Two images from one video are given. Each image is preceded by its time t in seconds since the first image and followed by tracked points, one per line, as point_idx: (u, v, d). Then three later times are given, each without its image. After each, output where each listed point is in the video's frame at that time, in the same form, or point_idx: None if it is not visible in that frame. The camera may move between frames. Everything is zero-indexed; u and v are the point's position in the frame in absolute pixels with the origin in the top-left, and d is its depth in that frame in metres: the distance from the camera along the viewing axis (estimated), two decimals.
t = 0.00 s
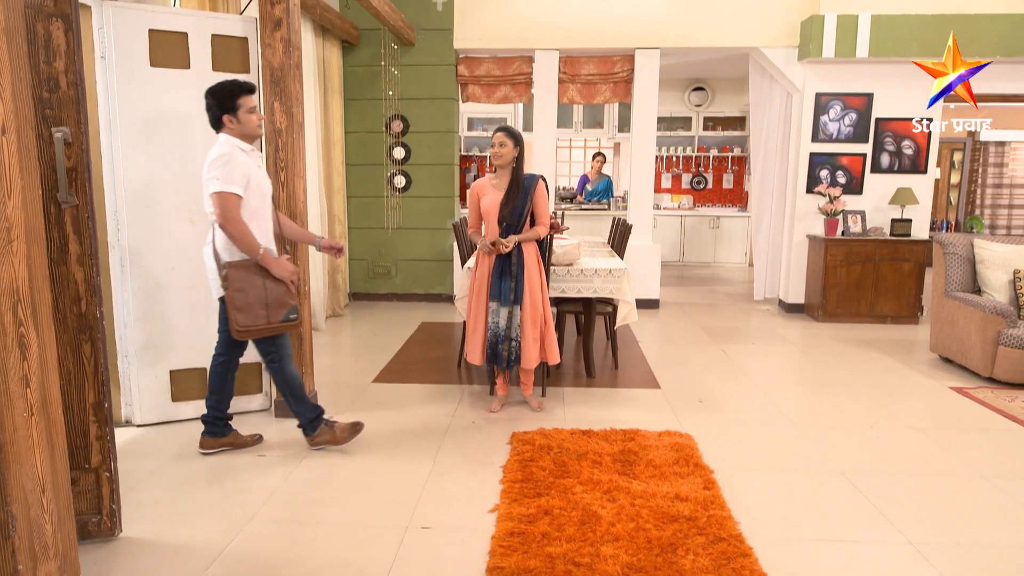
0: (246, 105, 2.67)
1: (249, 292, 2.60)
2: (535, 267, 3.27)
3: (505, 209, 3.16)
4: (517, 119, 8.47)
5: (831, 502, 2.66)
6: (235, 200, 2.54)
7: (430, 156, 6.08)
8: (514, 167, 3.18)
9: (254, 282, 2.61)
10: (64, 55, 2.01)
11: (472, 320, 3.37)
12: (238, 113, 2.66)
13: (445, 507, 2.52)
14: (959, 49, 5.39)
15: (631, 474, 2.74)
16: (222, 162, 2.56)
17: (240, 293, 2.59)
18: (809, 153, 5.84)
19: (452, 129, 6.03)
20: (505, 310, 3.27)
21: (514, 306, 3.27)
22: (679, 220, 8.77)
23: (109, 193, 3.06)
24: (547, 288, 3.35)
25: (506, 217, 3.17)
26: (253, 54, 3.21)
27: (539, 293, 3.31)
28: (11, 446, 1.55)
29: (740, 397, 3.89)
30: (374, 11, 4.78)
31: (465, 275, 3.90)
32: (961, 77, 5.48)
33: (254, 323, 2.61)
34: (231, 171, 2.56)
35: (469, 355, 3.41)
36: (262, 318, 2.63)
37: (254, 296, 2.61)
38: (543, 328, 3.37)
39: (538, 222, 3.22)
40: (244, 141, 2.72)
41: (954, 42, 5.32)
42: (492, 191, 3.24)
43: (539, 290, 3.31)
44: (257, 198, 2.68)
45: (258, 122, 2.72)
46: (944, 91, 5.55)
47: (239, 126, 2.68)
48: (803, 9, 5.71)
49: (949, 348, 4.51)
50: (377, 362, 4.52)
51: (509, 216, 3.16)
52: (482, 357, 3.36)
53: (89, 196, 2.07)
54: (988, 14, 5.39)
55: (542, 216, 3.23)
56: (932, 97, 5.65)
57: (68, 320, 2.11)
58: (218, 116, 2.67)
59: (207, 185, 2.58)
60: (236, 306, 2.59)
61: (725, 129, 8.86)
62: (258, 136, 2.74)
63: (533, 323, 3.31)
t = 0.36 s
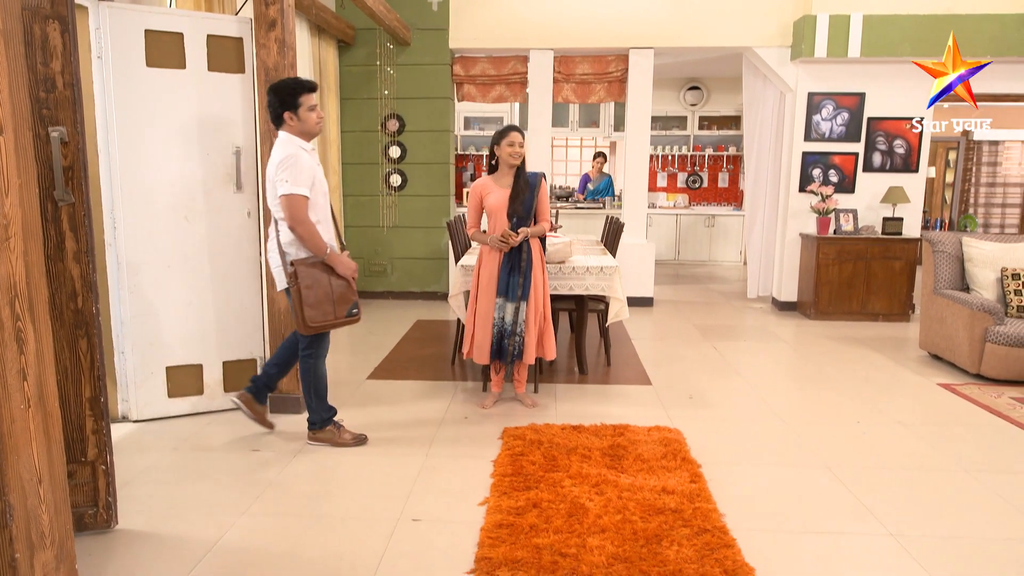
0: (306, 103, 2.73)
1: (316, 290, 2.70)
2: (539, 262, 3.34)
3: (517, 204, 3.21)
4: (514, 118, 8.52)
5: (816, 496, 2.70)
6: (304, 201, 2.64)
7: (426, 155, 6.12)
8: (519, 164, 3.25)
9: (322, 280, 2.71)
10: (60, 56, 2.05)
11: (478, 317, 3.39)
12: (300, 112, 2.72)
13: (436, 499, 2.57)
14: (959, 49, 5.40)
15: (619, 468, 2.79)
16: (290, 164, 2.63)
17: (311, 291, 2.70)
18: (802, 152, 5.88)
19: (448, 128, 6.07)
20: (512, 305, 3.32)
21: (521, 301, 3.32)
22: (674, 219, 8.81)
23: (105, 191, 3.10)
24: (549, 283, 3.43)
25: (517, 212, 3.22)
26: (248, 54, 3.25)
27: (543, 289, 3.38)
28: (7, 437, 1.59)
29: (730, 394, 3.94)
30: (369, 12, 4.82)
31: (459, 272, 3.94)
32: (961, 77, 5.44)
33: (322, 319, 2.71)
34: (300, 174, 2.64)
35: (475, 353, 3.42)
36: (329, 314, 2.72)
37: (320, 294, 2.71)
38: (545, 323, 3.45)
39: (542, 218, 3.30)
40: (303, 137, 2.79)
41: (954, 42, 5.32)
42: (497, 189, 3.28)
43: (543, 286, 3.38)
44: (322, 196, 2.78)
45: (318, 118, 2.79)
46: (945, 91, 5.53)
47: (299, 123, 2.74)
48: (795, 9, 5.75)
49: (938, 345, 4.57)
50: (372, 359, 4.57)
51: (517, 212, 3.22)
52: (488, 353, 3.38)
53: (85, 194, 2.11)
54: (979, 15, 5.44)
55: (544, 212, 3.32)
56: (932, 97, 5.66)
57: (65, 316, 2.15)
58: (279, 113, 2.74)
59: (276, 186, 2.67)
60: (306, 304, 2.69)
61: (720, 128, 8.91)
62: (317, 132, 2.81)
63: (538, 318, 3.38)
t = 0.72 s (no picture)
0: (338, 105, 2.83)
1: (330, 288, 2.81)
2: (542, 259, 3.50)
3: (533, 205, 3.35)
4: (506, 118, 8.56)
5: (796, 489, 2.76)
6: (321, 200, 2.70)
7: (417, 154, 6.15)
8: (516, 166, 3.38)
9: (336, 280, 2.81)
10: (51, 57, 2.08)
11: (497, 321, 3.42)
12: (331, 114, 2.82)
13: (423, 494, 2.61)
14: (959, 49, 5.20)
15: (604, 463, 2.84)
16: (313, 163, 2.70)
17: (324, 290, 2.80)
18: (790, 151, 5.95)
19: (439, 127, 6.12)
20: (531, 304, 3.43)
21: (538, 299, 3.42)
22: (666, 218, 8.87)
23: (96, 190, 3.13)
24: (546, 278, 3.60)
25: (533, 212, 3.35)
26: (239, 55, 3.29)
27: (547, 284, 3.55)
28: None
29: (717, 391, 3.99)
30: (360, 12, 4.85)
31: (450, 271, 3.98)
32: (961, 78, 5.18)
33: (331, 318, 2.82)
34: (322, 173, 2.71)
35: (497, 357, 3.45)
36: (338, 314, 2.83)
37: (334, 293, 2.81)
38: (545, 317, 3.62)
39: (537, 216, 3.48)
40: (334, 140, 2.89)
41: (954, 40, 5.14)
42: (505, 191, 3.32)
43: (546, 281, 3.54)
44: (344, 197, 2.85)
45: (348, 121, 2.87)
46: (944, 91, 5.22)
47: (330, 125, 2.84)
48: (783, 10, 5.81)
49: (922, 342, 4.64)
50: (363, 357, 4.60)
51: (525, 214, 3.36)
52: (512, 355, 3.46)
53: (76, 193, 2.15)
54: (963, 16, 5.51)
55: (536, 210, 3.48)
56: (932, 97, 5.35)
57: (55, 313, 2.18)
58: (312, 115, 2.85)
59: (299, 185, 2.74)
60: (318, 301, 2.80)
61: (711, 128, 8.97)
62: (347, 134, 2.90)
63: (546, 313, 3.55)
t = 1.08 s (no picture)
0: (355, 105, 2.88)
1: (338, 278, 2.85)
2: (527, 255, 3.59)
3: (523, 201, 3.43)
4: (496, 118, 8.59)
5: (777, 483, 2.81)
6: (325, 195, 2.76)
7: (407, 154, 6.18)
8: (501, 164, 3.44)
9: (343, 271, 2.86)
10: (39, 58, 2.11)
11: (507, 322, 3.41)
12: (349, 114, 2.88)
13: (410, 489, 2.64)
14: (958, 49, 5.34)
15: (588, 458, 2.88)
16: (321, 160, 2.80)
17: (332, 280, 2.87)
18: (776, 151, 6.01)
19: (429, 127, 6.15)
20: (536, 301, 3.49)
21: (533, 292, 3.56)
22: (655, 217, 8.92)
23: (84, 190, 3.14)
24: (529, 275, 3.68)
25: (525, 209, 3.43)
26: (226, 55, 3.31)
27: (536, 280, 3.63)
28: None
29: (703, 388, 4.04)
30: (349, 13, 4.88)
31: (438, 269, 4.02)
32: (961, 78, 5.34)
33: (341, 306, 2.86)
34: (327, 168, 2.79)
35: (517, 352, 3.44)
36: (348, 303, 2.86)
37: (342, 284, 2.85)
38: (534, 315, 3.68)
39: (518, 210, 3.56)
40: (354, 139, 2.95)
41: (955, 40, 5.26)
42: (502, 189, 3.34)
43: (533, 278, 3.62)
44: (354, 192, 2.89)
45: (365, 122, 2.91)
46: (944, 91, 5.38)
47: (347, 125, 2.91)
48: (770, 11, 5.87)
49: (905, 339, 4.71)
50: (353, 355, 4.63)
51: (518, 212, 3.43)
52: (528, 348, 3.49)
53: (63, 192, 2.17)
54: (946, 17, 5.58)
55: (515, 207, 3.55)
56: (933, 97, 5.48)
57: (44, 311, 2.20)
58: (332, 116, 2.93)
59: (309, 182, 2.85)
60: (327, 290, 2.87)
61: (700, 128, 9.03)
62: (365, 134, 2.94)
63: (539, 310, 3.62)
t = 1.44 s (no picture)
0: (367, 106, 2.90)
1: (340, 273, 2.89)
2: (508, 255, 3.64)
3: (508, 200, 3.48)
4: (486, 117, 8.62)
5: (758, 478, 2.86)
6: (329, 189, 2.80)
7: (397, 153, 6.21)
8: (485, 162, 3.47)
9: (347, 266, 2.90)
10: (25, 58, 2.13)
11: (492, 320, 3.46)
12: (360, 113, 2.90)
13: (397, 485, 2.67)
14: (958, 50, 5.60)
15: (574, 454, 2.92)
16: (329, 156, 2.85)
17: (335, 275, 2.90)
18: (762, 150, 6.07)
19: (418, 127, 6.17)
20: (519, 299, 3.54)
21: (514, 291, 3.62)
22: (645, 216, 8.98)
23: (72, 189, 3.15)
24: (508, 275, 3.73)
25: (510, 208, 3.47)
26: (214, 55, 3.32)
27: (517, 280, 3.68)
28: None
29: (688, 385, 4.09)
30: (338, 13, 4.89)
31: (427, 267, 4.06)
32: (961, 77, 5.65)
33: (342, 301, 2.89)
34: (333, 164, 2.83)
35: (499, 351, 3.49)
36: (350, 298, 2.89)
37: (344, 278, 2.89)
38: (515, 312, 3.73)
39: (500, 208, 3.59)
40: (366, 139, 2.97)
41: (955, 41, 5.54)
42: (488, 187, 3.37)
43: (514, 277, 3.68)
44: (359, 189, 2.92)
45: (376, 122, 2.92)
46: (945, 90, 5.70)
47: (359, 124, 2.92)
48: (756, 11, 5.92)
49: (889, 336, 4.77)
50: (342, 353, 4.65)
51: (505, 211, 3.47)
52: (510, 347, 3.55)
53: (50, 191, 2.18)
54: (929, 18, 5.65)
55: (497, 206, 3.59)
56: (933, 96, 5.79)
57: (31, 309, 2.22)
58: (346, 115, 2.96)
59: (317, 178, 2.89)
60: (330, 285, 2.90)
61: (689, 128, 9.09)
62: (376, 134, 2.95)
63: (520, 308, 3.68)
